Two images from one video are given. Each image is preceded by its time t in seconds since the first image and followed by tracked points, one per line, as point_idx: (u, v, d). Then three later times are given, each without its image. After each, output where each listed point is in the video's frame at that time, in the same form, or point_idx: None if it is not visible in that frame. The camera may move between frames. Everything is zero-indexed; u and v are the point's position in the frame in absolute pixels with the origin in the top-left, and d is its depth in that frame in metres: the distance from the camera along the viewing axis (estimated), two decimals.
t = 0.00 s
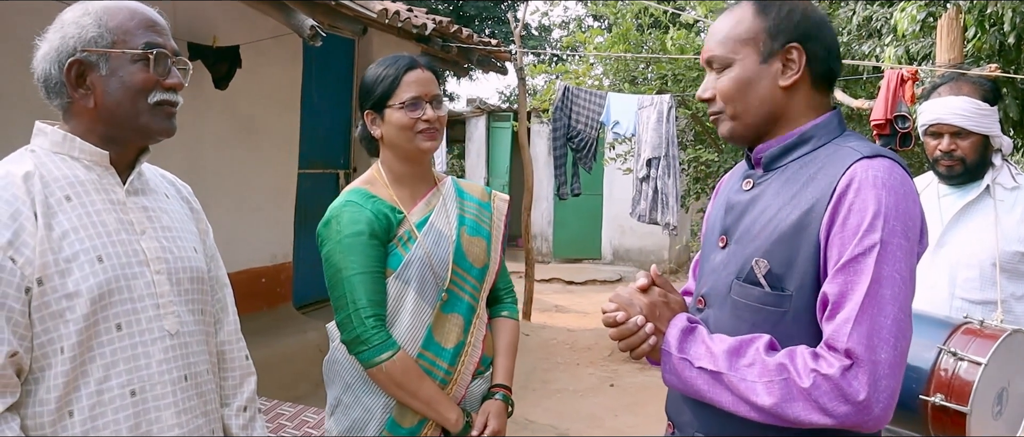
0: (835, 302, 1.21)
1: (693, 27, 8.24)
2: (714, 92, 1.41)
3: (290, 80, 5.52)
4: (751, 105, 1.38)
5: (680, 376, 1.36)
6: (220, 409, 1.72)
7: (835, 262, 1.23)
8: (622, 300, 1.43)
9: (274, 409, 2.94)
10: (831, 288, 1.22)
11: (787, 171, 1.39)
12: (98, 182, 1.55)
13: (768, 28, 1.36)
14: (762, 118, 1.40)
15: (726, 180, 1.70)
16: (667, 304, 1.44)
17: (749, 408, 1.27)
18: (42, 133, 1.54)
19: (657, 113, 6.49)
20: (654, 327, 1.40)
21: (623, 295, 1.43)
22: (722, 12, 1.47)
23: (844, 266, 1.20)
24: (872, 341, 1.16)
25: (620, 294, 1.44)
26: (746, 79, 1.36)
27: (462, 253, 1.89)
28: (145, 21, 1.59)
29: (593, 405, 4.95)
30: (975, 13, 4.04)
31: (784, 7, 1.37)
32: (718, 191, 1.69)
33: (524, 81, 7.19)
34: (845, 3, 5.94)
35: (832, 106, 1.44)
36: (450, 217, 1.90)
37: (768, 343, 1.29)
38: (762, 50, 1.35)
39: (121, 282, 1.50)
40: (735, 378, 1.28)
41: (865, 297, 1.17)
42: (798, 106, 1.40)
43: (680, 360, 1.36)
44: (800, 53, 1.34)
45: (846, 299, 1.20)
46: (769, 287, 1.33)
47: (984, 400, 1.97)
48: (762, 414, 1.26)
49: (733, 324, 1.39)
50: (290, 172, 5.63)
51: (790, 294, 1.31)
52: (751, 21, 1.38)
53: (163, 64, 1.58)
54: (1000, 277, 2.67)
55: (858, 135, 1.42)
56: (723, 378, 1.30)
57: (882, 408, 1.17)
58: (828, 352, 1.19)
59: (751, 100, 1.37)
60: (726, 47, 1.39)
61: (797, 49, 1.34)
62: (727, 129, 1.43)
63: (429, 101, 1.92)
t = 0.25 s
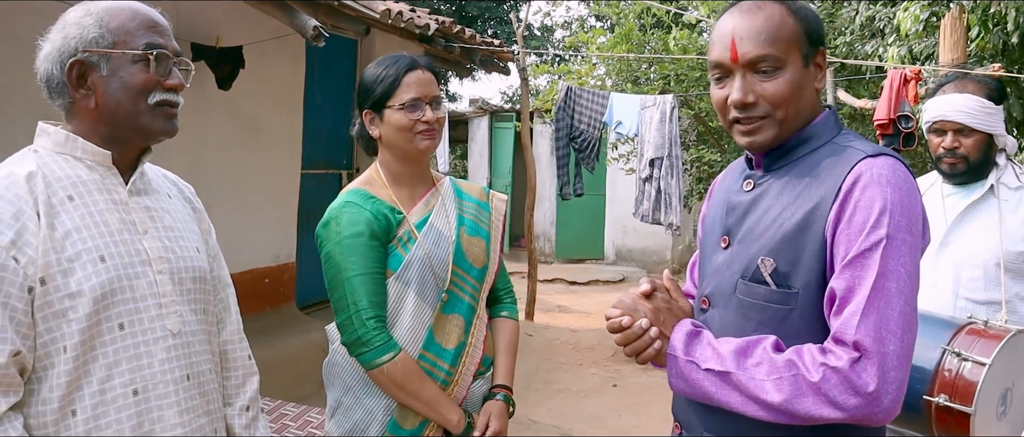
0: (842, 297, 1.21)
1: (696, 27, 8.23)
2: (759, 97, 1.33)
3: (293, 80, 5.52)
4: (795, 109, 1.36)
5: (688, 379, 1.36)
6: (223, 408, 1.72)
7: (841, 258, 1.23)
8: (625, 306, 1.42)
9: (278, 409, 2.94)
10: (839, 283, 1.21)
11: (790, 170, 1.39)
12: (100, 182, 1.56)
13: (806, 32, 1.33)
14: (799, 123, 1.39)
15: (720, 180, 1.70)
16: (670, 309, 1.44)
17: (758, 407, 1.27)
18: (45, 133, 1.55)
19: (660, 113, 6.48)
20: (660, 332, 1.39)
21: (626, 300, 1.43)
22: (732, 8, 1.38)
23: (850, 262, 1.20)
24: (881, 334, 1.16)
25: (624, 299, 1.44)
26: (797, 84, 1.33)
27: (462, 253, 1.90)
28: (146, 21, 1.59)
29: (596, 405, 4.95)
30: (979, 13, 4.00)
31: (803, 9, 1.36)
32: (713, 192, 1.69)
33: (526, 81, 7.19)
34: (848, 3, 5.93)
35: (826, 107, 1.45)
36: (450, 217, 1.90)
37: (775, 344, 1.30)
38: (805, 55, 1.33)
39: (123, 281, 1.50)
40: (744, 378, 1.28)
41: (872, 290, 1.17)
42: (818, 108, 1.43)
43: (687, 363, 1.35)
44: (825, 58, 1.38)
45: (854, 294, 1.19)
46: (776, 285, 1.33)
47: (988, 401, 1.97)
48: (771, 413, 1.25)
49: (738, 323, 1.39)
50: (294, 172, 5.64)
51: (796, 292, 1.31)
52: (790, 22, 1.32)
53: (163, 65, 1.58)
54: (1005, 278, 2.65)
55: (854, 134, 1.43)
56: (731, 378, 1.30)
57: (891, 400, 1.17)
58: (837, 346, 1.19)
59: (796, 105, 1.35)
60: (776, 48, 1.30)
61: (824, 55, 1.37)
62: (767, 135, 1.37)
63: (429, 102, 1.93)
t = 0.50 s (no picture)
0: (859, 303, 1.23)
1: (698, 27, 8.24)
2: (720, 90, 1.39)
3: (297, 81, 5.53)
4: (758, 106, 1.37)
5: (703, 390, 1.35)
6: (226, 409, 1.73)
7: (855, 264, 1.25)
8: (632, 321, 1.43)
9: (281, 410, 2.94)
10: (853, 288, 1.24)
11: (795, 173, 1.40)
12: (103, 184, 1.56)
13: (781, 32, 1.34)
14: (766, 122, 1.40)
15: (709, 178, 1.71)
16: (676, 321, 1.46)
17: (776, 414, 1.27)
18: (49, 135, 1.55)
19: (663, 114, 6.49)
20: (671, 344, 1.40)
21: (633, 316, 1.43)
22: (725, 7, 1.43)
23: (866, 268, 1.23)
24: (898, 338, 1.19)
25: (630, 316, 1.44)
26: (756, 82, 1.35)
27: (466, 253, 1.90)
28: (149, 24, 1.60)
29: (599, 405, 4.95)
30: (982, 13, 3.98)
31: (794, 11, 1.36)
32: (703, 191, 1.68)
33: (529, 82, 7.20)
34: (852, 4, 5.93)
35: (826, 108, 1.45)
36: (453, 218, 1.90)
37: (788, 349, 1.30)
38: (773, 54, 1.34)
39: (126, 283, 1.50)
40: (761, 387, 1.28)
41: (890, 296, 1.20)
42: (801, 111, 1.41)
43: (702, 374, 1.35)
44: (810, 60, 1.35)
45: (870, 300, 1.22)
46: (786, 289, 1.33)
47: (989, 402, 1.97)
48: (791, 420, 1.26)
49: (748, 328, 1.38)
50: (297, 173, 5.65)
51: (807, 295, 1.32)
52: (764, 21, 1.35)
53: (166, 67, 1.58)
54: (1008, 279, 2.65)
55: (853, 137, 1.45)
56: (747, 388, 1.30)
57: (908, 401, 1.21)
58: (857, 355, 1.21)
59: (759, 101, 1.37)
60: (736, 46, 1.36)
61: (807, 56, 1.35)
62: (732, 128, 1.41)
63: (432, 105, 1.93)
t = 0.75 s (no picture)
0: (868, 306, 1.24)
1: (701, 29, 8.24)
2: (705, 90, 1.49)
3: (299, 83, 5.54)
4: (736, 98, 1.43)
5: (715, 415, 1.34)
6: (228, 411, 1.73)
7: (860, 266, 1.26)
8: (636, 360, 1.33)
9: (283, 411, 2.94)
10: (861, 291, 1.25)
11: (795, 175, 1.40)
12: (107, 185, 1.56)
13: (754, 29, 1.43)
14: (742, 113, 1.44)
15: (705, 179, 1.72)
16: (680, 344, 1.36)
17: (793, 430, 1.27)
18: (54, 137, 1.56)
19: (665, 115, 6.52)
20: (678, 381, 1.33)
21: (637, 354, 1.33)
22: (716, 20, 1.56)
23: (873, 270, 1.24)
24: (909, 339, 1.21)
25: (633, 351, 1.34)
26: (728, 75, 1.43)
27: (470, 254, 1.89)
28: (155, 26, 1.60)
29: (602, 406, 4.95)
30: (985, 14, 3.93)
31: (772, 11, 1.43)
32: (700, 192, 1.68)
33: (532, 83, 7.20)
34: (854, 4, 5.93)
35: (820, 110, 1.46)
36: (458, 218, 1.90)
37: (794, 362, 1.30)
38: (746, 48, 1.42)
39: (129, 285, 1.51)
40: (776, 405, 1.28)
41: (898, 298, 1.21)
42: (781, 102, 1.42)
43: (713, 401, 1.33)
44: (781, 51, 1.38)
45: (880, 302, 1.23)
46: (790, 291, 1.33)
47: (992, 403, 1.97)
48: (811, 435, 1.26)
49: (754, 331, 1.38)
50: (299, 174, 5.65)
51: (812, 297, 1.32)
52: (741, 23, 1.45)
53: (171, 69, 1.59)
54: (1012, 280, 2.65)
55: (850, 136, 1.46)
56: (761, 408, 1.29)
57: (919, 398, 1.23)
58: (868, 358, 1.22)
59: (736, 94, 1.42)
60: (713, 47, 1.47)
61: (778, 48, 1.39)
62: (719, 124, 1.47)
63: (437, 106, 1.93)
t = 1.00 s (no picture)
0: (883, 306, 1.23)
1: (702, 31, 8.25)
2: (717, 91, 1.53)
3: (301, 85, 5.55)
4: (744, 104, 1.47)
5: None
6: (231, 411, 1.73)
7: (869, 265, 1.26)
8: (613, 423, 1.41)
9: (286, 412, 2.95)
10: (876, 291, 1.24)
11: (800, 175, 1.42)
12: (112, 187, 1.57)
13: (765, 35, 1.45)
14: (751, 118, 1.47)
15: (718, 185, 1.71)
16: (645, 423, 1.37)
17: None
18: (59, 138, 1.56)
19: (667, 117, 6.51)
20: None
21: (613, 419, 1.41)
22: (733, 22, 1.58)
23: (885, 269, 1.23)
24: (927, 337, 1.20)
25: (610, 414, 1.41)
26: (738, 80, 1.46)
27: (476, 256, 1.90)
28: (161, 29, 1.61)
29: (603, 408, 4.95)
30: (987, 16, 3.89)
31: (784, 17, 1.44)
32: (712, 195, 1.69)
33: (533, 85, 7.21)
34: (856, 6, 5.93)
35: (831, 114, 1.47)
36: (465, 220, 1.91)
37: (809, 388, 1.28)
38: (757, 54, 1.44)
39: (135, 286, 1.51)
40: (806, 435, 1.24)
41: (913, 297, 1.21)
42: (789, 109, 1.45)
43: None
44: (790, 60, 1.41)
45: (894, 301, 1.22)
46: (792, 287, 1.35)
47: (995, 406, 1.96)
48: None
49: (756, 327, 1.39)
50: (300, 175, 5.65)
51: (813, 294, 1.33)
52: (754, 28, 1.47)
53: (177, 71, 1.60)
54: (1015, 282, 2.65)
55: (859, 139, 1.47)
56: None
57: (942, 397, 1.22)
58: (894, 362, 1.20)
59: (744, 99, 1.46)
60: (727, 51, 1.50)
61: (787, 57, 1.41)
62: (729, 126, 1.52)
63: (447, 109, 1.93)
